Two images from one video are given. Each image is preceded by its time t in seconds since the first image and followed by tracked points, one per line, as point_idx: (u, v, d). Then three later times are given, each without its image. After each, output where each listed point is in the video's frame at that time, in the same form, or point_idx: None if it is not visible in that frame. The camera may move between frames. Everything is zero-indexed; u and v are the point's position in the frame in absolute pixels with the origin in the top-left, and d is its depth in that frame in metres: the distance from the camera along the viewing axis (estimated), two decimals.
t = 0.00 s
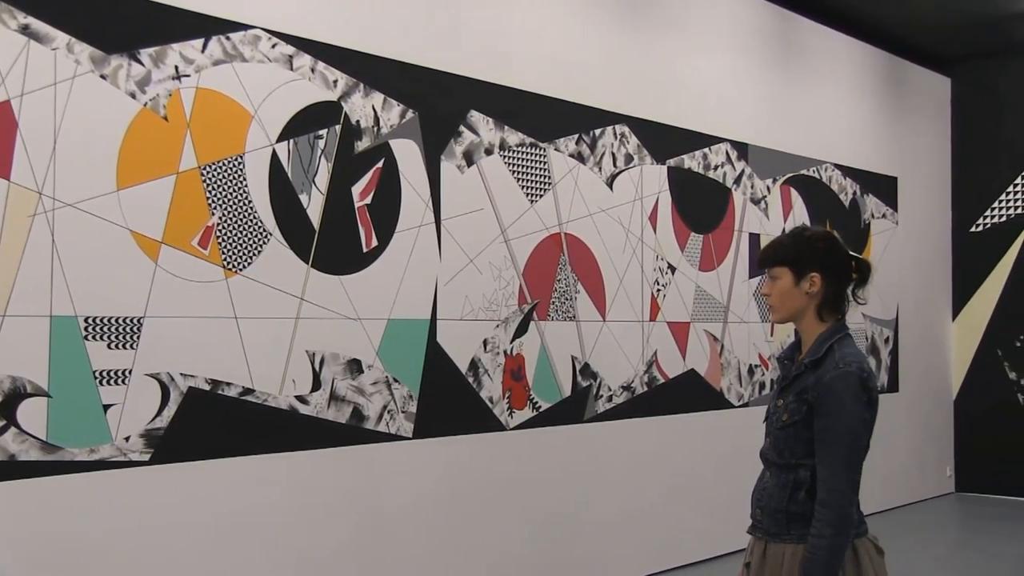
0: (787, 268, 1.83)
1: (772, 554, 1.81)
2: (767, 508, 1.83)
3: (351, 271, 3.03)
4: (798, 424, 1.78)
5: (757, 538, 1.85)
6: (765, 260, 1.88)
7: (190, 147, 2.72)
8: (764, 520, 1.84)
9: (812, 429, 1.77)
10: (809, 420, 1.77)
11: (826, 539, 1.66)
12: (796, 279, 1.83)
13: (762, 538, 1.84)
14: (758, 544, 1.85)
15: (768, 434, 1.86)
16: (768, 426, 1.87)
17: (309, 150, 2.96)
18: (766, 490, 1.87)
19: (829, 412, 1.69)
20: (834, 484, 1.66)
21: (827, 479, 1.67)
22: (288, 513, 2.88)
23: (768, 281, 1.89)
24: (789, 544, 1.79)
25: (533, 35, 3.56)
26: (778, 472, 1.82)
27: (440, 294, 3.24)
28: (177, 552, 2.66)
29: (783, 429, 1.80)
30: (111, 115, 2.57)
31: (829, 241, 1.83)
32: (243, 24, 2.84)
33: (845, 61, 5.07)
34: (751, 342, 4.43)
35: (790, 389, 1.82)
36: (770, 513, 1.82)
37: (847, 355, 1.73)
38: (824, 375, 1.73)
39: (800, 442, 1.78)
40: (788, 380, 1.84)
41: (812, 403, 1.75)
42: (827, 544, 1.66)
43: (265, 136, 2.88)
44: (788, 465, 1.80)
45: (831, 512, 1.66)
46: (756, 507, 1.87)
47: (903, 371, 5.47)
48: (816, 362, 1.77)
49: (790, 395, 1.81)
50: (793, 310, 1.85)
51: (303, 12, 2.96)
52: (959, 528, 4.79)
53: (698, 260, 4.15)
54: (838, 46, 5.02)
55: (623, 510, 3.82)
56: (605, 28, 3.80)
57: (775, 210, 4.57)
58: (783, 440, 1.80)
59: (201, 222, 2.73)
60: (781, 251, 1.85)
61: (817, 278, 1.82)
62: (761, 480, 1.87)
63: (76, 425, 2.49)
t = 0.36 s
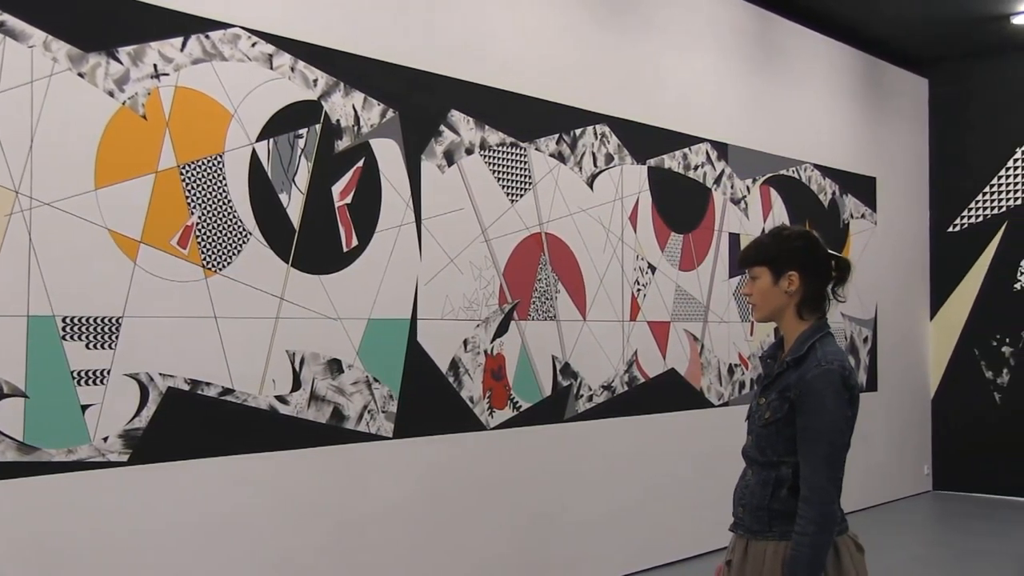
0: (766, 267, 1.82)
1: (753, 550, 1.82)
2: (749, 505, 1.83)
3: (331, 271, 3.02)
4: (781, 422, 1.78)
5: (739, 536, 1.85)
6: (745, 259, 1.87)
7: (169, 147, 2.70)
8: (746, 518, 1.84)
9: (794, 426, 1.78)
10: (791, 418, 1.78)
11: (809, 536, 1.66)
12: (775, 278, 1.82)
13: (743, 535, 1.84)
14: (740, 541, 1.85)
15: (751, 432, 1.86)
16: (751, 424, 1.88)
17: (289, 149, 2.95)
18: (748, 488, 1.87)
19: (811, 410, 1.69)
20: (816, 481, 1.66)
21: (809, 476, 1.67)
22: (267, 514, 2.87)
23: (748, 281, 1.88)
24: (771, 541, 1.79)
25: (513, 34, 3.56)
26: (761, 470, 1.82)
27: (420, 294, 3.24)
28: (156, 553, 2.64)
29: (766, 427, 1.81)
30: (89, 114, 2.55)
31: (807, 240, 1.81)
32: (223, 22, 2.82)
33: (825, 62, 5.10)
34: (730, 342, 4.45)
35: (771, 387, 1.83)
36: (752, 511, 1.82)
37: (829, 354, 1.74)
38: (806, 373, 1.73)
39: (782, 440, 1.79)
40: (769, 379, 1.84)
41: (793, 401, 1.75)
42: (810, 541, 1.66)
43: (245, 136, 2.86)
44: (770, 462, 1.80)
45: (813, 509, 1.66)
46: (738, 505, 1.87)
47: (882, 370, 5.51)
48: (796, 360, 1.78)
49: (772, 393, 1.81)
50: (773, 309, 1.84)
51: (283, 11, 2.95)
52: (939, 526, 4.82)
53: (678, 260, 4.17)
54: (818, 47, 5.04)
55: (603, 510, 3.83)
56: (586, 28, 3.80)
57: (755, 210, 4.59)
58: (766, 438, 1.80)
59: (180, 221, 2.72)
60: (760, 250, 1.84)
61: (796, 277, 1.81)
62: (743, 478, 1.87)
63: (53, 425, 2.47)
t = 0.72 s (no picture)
0: (739, 269, 1.81)
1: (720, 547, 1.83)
2: (718, 503, 1.85)
3: (311, 271, 3.01)
4: (743, 421, 1.80)
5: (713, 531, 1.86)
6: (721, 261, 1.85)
7: (148, 146, 2.68)
8: (715, 515, 1.85)
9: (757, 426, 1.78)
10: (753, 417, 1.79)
11: (761, 535, 1.68)
12: (749, 280, 1.81)
13: (716, 533, 1.85)
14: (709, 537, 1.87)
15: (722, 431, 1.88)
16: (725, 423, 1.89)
17: (268, 148, 2.94)
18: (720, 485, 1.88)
19: (766, 410, 1.70)
20: (768, 480, 1.68)
21: (762, 475, 1.69)
22: (248, 516, 2.85)
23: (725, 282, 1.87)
24: (736, 539, 1.81)
25: (493, 34, 3.56)
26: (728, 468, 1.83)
27: (401, 294, 3.23)
28: (135, 556, 2.61)
29: (733, 425, 1.82)
30: (66, 112, 2.52)
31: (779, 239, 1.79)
32: (203, 21, 2.80)
33: (805, 63, 5.13)
34: (710, 342, 4.47)
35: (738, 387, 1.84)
36: (721, 508, 1.83)
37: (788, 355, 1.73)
38: (764, 374, 1.73)
39: (745, 439, 1.80)
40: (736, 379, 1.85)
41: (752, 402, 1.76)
42: (762, 539, 1.68)
43: (224, 135, 2.85)
44: (736, 461, 1.81)
45: (764, 508, 1.68)
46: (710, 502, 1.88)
47: (861, 369, 5.54)
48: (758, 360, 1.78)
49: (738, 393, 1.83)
50: (750, 311, 1.83)
51: (263, 10, 2.94)
52: (921, 524, 4.85)
53: (658, 260, 4.18)
54: (797, 48, 5.07)
55: (585, 510, 3.83)
56: (565, 28, 3.81)
57: (735, 209, 4.61)
58: (733, 437, 1.82)
59: (160, 220, 2.69)
60: (736, 252, 1.83)
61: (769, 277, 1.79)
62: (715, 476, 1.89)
63: (30, 425, 2.45)
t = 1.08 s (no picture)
0: (759, 272, 1.71)
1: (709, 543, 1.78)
2: (708, 498, 1.79)
3: (297, 270, 3.01)
4: (739, 415, 1.73)
5: (699, 527, 1.80)
6: (723, 258, 1.73)
7: (133, 145, 2.66)
8: (705, 510, 1.79)
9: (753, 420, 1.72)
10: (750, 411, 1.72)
11: (753, 525, 1.64)
12: (766, 282, 1.72)
13: (703, 529, 1.79)
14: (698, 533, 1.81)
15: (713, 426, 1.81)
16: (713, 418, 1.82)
17: (255, 148, 2.93)
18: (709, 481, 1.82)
19: (765, 401, 1.65)
20: (764, 471, 1.64)
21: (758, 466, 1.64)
22: (234, 516, 2.84)
23: (724, 280, 1.75)
24: (726, 533, 1.76)
25: (479, 34, 3.56)
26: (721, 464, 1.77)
27: (387, 294, 3.23)
28: (119, 557, 2.60)
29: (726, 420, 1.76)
30: (51, 111, 2.50)
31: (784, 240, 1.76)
32: (188, 20, 2.79)
33: (791, 63, 5.14)
34: (697, 342, 4.48)
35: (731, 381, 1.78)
36: (710, 504, 1.78)
37: (789, 348, 1.68)
38: (764, 366, 1.68)
39: (740, 433, 1.73)
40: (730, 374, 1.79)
41: (750, 395, 1.70)
42: (753, 529, 1.64)
43: (210, 134, 2.83)
44: (729, 456, 1.75)
45: (758, 499, 1.64)
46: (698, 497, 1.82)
47: (847, 368, 5.57)
48: (757, 356, 1.72)
49: (733, 387, 1.75)
50: (751, 312, 1.74)
51: (249, 9, 2.93)
52: (907, 523, 4.87)
53: (645, 260, 4.19)
54: (783, 49, 5.09)
55: (570, 509, 3.84)
56: (552, 28, 3.82)
57: (721, 209, 4.62)
58: (725, 431, 1.76)
59: (145, 219, 2.68)
60: (743, 249, 1.72)
61: (776, 276, 1.73)
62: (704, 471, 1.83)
63: (14, 426, 2.43)
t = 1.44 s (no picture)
0: (745, 272, 1.70)
1: (708, 545, 1.71)
2: (702, 500, 1.72)
3: (282, 270, 3.00)
4: (735, 413, 1.69)
5: (691, 531, 1.74)
6: (708, 256, 1.72)
7: (118, 144, 2.65)
8: (700, 512, 1.73)
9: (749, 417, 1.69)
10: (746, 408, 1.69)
11: (772, 520, 1.60)
12: (750, 282, 1.71)
13: (695, 529, 1.73)
14: (692, 537, 1.74)
15: (701, 428, 1.75)
16: (697, 419, 1.77)
17: (240, 147, 2.92)
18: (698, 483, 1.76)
19: (768, 397, 1.63)
20: (776, 466, 1.60)
21: (769, 461, 1.60)
22: (219, 516, 2.83)
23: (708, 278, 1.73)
24: (725, 533, 1.70)
25: (464, 34, 3.56)
26: (714, 463, 1.72)
27: (372, 294, 3.23)
28: (104, 558, 2.58)
29: (720, 419, 1.71)
30: (35, 110, 2.49)
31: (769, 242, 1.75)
32: (173, 19, 2.78)
33: (776, 63, 5.16)
34: (682, 341, 4.49)
35: (722, 380, 1.73)
36: (705, 504, 1.71)
37: (782, 344, 1.68)
38: (762, 362, 1.66)
39: (737, 431, 1.69)
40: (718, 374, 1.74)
41: (749, 392, 1.67)
42: (773, 524, 1.60)
43: (195, 133, 2.82)
44: (724, 455, 1.71)
45: (776, 494, 1.60)
46: (689, 500, 1.75)
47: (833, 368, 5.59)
48: (750, 353, 1.69)
49: (725, 385, 1.71)
50: (734, 311, 1.72)
51: (233, 7, 2.92)
52: (893, 522, 4.88)
53: (630, 260, 4.20)
54: (769, 49, 5.11)
55: (556, 509, 3.84)
56: (537, 29, 3.82)
57: (708, 209, 4.63)
58: (719, 430, 1.71)
59: (130, 219, 2.67)
60: (729, 248, 1.71)
61: (760, 276, 1.72)
62: (693, 475, 1.75)
63: None
